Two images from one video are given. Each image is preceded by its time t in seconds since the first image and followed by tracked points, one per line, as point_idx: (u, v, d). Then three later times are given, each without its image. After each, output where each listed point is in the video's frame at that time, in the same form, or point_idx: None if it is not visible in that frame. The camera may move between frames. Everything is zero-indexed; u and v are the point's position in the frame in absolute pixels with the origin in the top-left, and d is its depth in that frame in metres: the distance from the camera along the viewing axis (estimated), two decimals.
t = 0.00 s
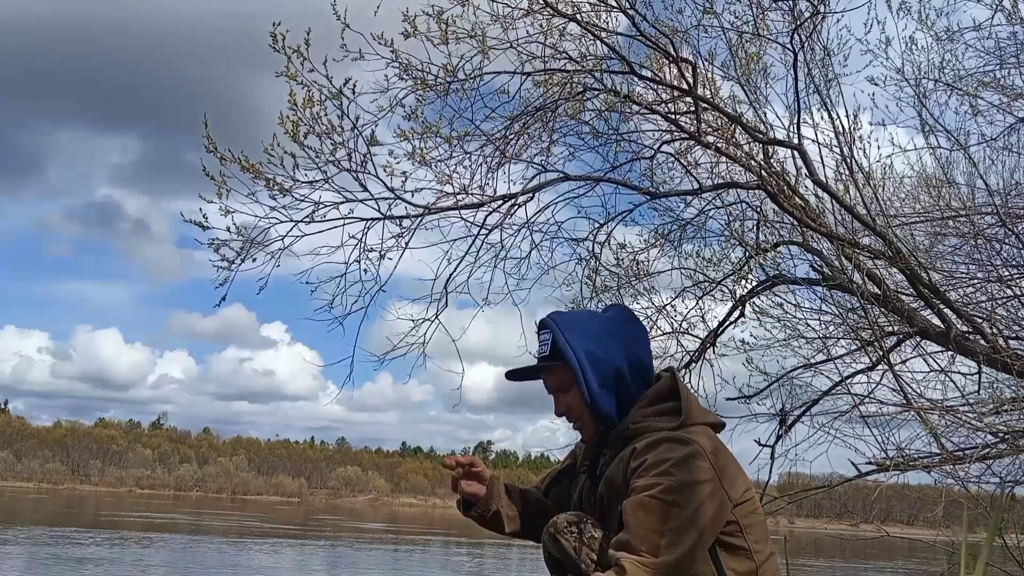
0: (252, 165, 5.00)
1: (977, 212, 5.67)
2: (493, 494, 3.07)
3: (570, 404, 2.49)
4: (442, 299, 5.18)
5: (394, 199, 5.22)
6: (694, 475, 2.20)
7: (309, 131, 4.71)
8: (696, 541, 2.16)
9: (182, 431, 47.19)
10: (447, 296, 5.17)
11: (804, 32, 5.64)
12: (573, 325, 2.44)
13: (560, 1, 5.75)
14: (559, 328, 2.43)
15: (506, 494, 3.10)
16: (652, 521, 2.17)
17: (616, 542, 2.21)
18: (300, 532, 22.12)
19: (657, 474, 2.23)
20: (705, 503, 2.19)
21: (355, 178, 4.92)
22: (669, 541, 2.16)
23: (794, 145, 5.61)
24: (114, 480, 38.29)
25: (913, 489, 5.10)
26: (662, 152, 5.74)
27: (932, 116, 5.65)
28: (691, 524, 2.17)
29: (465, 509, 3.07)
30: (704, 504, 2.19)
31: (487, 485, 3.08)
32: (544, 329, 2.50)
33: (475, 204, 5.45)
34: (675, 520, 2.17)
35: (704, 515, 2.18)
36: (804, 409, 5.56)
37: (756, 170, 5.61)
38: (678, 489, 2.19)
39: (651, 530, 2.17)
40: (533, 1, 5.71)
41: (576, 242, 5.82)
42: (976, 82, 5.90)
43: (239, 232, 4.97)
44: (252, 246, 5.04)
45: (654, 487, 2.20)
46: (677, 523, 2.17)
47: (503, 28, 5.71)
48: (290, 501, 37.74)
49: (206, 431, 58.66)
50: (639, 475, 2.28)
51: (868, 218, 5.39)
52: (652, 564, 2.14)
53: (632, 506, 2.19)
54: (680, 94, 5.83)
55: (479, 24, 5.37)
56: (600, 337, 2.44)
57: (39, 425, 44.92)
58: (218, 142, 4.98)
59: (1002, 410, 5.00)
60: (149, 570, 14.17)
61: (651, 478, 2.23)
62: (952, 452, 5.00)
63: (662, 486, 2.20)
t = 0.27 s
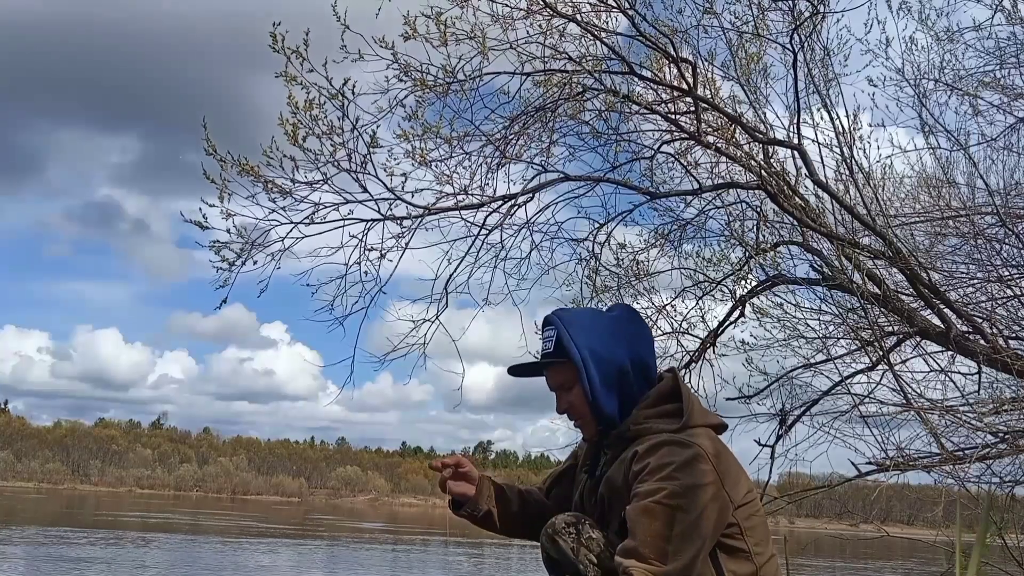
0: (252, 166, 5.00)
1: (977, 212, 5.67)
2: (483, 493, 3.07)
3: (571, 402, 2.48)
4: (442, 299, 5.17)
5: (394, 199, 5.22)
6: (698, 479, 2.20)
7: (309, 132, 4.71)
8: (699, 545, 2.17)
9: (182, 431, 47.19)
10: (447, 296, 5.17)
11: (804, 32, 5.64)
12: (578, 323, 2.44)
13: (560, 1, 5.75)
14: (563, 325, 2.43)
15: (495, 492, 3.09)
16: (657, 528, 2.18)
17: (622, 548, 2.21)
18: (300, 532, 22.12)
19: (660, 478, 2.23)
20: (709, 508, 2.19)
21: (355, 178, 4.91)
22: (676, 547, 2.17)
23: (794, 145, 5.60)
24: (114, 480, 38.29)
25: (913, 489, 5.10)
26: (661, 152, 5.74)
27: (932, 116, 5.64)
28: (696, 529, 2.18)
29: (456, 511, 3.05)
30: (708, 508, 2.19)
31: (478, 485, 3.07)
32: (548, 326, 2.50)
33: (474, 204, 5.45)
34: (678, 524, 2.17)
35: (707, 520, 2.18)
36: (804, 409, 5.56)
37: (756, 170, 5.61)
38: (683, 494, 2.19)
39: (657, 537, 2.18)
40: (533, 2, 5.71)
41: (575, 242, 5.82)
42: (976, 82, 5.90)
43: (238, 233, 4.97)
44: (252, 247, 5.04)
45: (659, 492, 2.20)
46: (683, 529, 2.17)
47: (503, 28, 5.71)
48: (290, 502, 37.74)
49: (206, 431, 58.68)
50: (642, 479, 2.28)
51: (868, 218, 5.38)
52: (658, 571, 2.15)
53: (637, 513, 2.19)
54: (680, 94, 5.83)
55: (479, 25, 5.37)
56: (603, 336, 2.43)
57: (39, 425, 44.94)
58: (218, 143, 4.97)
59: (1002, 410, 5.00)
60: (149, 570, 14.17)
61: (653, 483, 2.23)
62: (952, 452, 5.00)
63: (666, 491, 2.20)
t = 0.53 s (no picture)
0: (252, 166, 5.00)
1: (978, 212, 5.67)
2: (486, 502, 3.06)
3: (573, 404, 2.48)
4: (443, 298, 5.34)
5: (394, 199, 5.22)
6: (701, 481, 2.20)
7: (309, 132, 4.71)
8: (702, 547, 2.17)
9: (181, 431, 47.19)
10: (448, 294, 5.31)
11: (804, 32, 5.64)
12: (579, 323, 2.44)
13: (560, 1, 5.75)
14: (564, 326, 2.43)
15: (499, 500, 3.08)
16: (663, 531, 2.18)
17: (627, 552, 2.21)
18: (300, 532, 22.11)
19: (664, 481, 2.23)
20: (713, 510, 2.19)
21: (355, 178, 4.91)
22: (682, 550, 2.17)
23: (794, 145, 5.60)
24: (114, 480, 38.29)
25: (913, 489, 5.10)
26: (662, 152, 5.73)
27: (932, 116, 5.64)
28: (701, 531, 2.18)
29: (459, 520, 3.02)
30: (712, 510, 2.19)
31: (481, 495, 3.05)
32: (548, 327, 2.49)
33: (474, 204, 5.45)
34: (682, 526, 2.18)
35: (710, 521, 2.18)
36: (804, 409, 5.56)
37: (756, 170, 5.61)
38: (687, 496, 2.20)
39: (662, 539, 2.18)
40: (533, 2, 5.71)
41: (576, 242, 5.82)
42: (976, 82, 5.90)
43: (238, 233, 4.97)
44: (252, 247, 5.03)
45: (663, 495, 2.21)
46: (689, 531, 2.18)
47: (503, 28, 5.71)
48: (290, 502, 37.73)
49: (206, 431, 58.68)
50: (645, 482, 2.28)
51: (868, 218, 5.38)
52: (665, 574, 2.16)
53: (643, 516, 2.19)
54: (680, 94, 5.83)
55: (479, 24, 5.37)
56: (605, 337, 2.43)
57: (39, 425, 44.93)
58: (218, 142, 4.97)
59: (1002, 410, 5.00)
60: (149, 570, 14.16)
61: (656, 485, 2.23)
62: (952, 452, 5.00)
63: (670, 494, 2.20)
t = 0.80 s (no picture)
0: (252, 165, 5.00)
1: (978, 212, 5.67)
2: (493, 497, 3.09)
3: (572, 405, 2.48)
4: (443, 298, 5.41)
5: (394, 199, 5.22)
6: (704, 479, 2.20)
7: (309, 132, 4.71)
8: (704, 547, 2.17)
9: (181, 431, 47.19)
10: (448, 294, 5.38)
11: (804, 32, 5.63)
12: (578, 324, 2.43)
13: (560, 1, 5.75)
14: (562, 328, 2.42)
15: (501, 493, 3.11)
16: (666, 528, 2.18)
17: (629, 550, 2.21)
18: (300, 532, 22.12)
19: (666, 479, 2.23)
20: (716, 508, 2.19)
21: (355, 178, 4.91)
22: (685, 547, 2.17)
23: (794, 145, 5.60)
24: (114, 480, 38.30)
25: (913, 489, 5.09)
26: (662, 152, 5.73)
27: (932, 116, 5.64)
28: (704, 529, 2.18)
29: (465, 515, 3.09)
30: (714, 508, 2.19)
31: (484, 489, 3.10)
32: (546, 328, 2.49)
33: (474, 204, 5.45)
34: (684, 525, 2.18)
35: (712, 520, 2.18)
36: (804, 409, 5.56)
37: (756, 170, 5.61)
38: (690, 494, 2.19)
39: (665, 537, 2.18)
40: (533, 2, 5.71)
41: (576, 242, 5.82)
42: (976, 82, 5.90)
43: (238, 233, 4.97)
44: (252, 247, 5.04)
45: (665, 493, 2.21)
46: (691, 529, 2.17)
47: (503, 28, 5.71)
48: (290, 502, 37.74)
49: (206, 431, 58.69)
50: (647, 480, 2.27)
51: (868, 218, 5.38)
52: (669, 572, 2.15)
53: (646, 513, 2.19)
54: (680, 94, 5.83)
55: (479, 24, 5.37)
56: (603, 337, 2.43)
57: (38, 425, 44.96)
58: (218, 143, 4.96)
59: (1002, 410, 5.00)
60: (149, 570, 14.19)
61: (658, 484, 2.23)
62: (952, 453, 5.00)
63: (673, 491, 2.20)
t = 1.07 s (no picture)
0: (252, 165, 5.00)
1: (978, 212, 5.67)
2: (522, 531, 2.95)
3: (574, 407, 2.48)
4: (442, 297, 5.34)
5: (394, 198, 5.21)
6: (705, 480, 2.21)
7: (309, 131, 4.72)
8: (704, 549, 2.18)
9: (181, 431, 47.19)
10: (448, 293, 5.32)
11: (804, 33, 5.64)
12: (578, 325, 2.44)
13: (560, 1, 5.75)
14: (563, 329, 2.43)
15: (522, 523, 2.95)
16: (667, 530, 2.19)
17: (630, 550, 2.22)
18: (299, 532, 22.12)
19: (667, 480, 2.23)
20: (717, 509, 2.20)
21: (355, 177, 4.90)
22: (686, 550, 2.18)
23: (794, 145, 5.60)
24: (114, 480, 38.30)
25: (913, 489, 5.10)
26: (662, 152, 5.74)
27: (932, 116, 5.64)
28: (705, 531, 2.18)
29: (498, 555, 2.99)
30: (715, 510, 2.19)
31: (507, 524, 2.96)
32: (547, 330, 2.49)
33: (474, 203, 5.45)
34: (685, 527, 2.18)
35: (713, 523, 2.18)
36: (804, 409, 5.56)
37: (756, 170, 5.61)
38: (691, 495, 2.20)
39: (666, 539, 2.19)
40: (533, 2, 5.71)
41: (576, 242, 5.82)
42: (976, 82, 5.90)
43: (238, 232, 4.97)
44: (252, 246, 5.04)
45: (667, 494, 2.21)
46: (692, 531, 2.18)
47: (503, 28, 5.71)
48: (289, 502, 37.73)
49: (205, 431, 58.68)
50: (649, 481, 2.28)
51: (868, 218, 5.38)
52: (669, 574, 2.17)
53: (647, 514, 2.20)
54: (680, 94, 5.83)
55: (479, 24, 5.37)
56: (604, 338, 2.43)
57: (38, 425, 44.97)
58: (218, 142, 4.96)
59: (1002, 410, 5.00)
60: (149, 569, 14.19)
61: (660, 485, 2.24)
62: (952, 452, 5.00)
63: (674, 493, 2.21)
